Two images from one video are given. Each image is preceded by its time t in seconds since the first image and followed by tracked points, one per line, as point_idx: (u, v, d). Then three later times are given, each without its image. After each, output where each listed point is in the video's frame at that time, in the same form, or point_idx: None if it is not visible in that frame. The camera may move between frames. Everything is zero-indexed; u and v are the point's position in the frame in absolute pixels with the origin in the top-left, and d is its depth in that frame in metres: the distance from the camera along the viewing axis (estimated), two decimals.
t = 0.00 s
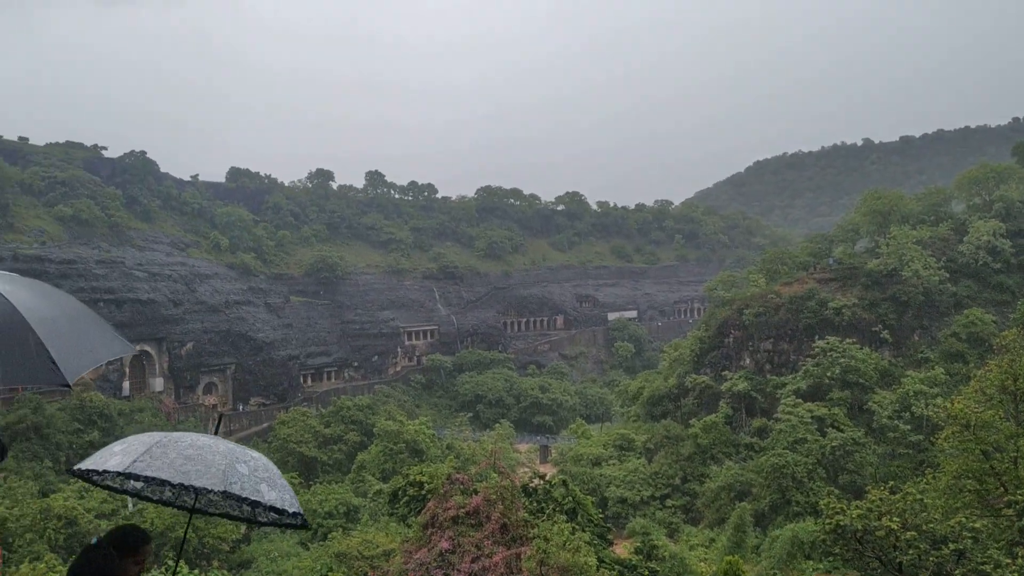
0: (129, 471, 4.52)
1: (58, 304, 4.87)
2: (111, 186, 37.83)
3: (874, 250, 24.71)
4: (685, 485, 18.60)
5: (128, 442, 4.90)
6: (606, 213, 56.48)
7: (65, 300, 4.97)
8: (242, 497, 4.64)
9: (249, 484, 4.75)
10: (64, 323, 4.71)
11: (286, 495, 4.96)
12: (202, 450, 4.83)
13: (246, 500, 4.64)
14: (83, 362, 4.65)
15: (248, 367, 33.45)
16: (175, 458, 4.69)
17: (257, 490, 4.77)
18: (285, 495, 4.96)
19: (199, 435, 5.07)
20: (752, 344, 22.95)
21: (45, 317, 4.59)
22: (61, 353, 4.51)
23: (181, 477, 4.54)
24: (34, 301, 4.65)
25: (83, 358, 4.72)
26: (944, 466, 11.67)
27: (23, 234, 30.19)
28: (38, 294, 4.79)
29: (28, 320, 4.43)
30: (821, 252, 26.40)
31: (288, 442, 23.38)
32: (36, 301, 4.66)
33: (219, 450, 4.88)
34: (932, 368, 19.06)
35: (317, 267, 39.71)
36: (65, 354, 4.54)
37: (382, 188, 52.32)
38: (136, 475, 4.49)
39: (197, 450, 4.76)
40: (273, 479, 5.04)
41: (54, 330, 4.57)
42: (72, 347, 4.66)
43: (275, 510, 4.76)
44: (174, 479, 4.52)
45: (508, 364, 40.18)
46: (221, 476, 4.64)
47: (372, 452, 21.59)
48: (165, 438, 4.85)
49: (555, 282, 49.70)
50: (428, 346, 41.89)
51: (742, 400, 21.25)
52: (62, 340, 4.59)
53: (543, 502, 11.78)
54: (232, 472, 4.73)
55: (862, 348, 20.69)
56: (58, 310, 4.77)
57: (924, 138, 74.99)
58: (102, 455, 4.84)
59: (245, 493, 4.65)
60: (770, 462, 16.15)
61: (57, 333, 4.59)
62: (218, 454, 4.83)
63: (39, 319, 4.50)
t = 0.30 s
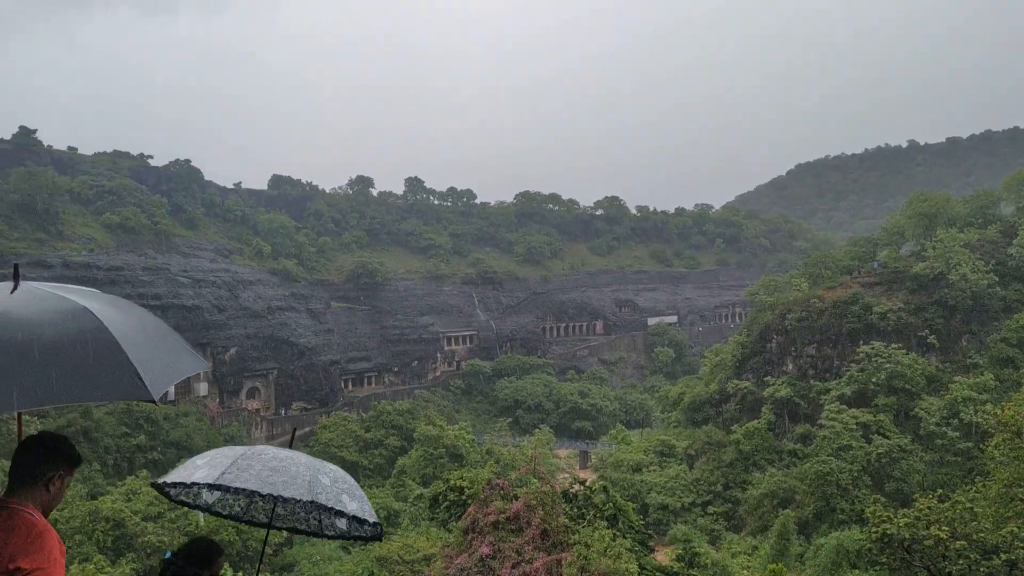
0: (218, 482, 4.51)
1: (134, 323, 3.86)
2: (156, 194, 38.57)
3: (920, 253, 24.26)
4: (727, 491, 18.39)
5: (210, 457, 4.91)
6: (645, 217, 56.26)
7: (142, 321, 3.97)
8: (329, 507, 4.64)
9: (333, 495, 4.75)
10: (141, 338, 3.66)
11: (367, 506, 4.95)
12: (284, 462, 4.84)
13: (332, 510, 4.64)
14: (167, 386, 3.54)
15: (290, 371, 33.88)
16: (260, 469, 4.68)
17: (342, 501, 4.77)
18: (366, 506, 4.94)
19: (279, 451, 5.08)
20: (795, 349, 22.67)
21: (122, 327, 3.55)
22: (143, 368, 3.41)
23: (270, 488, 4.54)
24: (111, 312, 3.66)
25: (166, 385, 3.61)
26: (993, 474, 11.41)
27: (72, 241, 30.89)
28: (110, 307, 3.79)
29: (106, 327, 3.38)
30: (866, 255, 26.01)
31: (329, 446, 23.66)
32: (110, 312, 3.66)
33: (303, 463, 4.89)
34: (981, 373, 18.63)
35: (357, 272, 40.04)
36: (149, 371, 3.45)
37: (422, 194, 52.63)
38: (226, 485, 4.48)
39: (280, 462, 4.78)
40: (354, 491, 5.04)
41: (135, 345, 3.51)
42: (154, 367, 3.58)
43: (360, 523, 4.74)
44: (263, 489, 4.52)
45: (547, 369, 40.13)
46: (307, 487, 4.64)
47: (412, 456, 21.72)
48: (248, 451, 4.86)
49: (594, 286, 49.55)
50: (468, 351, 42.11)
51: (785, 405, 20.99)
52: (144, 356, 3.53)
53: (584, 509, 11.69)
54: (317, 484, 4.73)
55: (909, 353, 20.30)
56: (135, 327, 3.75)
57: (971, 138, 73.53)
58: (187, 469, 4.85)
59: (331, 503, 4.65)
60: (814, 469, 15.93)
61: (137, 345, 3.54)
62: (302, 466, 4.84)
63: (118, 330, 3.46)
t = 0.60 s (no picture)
0: (317, 514, 4.92)
1: (219, 344, 3.68)
2: (210, 202, 39.36)
3: (978, 252, 23.61)
4: (780, 497, 18.12)
5: (301, 492, 5.34)
6: (694, 219, 55.79)
7: (230, 344, 3.79)
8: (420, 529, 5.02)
9: (423, 518, 5.13)
10: (227, 362, 3.50)
11: (453, 525, 5.31)
12: (373, 492, 5.24)
13: (425, 530, 5.01)
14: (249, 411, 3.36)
15: (341, 375, 34.39)
16: (351, 500, 5.10)
17: (431, 523, 5.14)
18: (452, 526, 5.30)
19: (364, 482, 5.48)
20: (848, 352, 22.28)
21: (207, 351, 3.40)
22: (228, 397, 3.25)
23: (366, 516, 4.93)
24: (196, 335, 3.50)
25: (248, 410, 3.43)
26: None
27: (129, 248, 31.67)
28: (196, 329, 3.63)
29: (193, 352, 3.24)
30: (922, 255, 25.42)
31: (380, 450, 23.89)
32: (197, 335, 3.50)
33: (390, 491, 5.30)
34: None
35: (406, 277, 40.33)
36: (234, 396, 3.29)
37: (469, 199, 52.87)
38: (327, 517, 4.88)
39: (369, 491, 5.18)
40: (439, 512, 5.39)
41: (220, 372, 3.36)
42: (237, 392, 3.40)
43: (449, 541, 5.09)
44: (358, 517, 4.91)
45: (596, 372, 39.95)
46: (399, 512, 5.03)
47: (461, 460, 21.80)
48: (337, 485, 5.29)
49: (642, 289, 49.21)
50: (516, 355, 42.17)
51: (839, 409, 20.63)
52: (226, 380, 3.37)
53: (634, 514, 11.55)
54: (407, 509, 5.11)
55: (968, 356, 19.75)
56: (221, 350, 3.59)
57: None
58: (278, 506, 5.28)
59: (423, 525, 5.02)
60: (869, 474, 15.64)
61: (224, 372, 3.38)
62: (389, 494, 5.25)
63: (205, 355, 3.32)
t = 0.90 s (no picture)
0: (412, 521, 4.85)
1: (304, 357, 4.17)
2: (266, 208, 40.14)
3: None
4: (838, 503, 17.82)
5: (391, 495, 5.28)
6: (748, 221, 55.16)
7: (318, 360, 4.30)
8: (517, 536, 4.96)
9: (516, 523, 5.08)
10: (303, 373, 3.95)
11: (544, 531, 5.26)
12: (466, 496, 5.18)
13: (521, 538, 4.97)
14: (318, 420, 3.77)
15: (394, 378, 34.72)
16: (446, 506, 5.04)
17: (524, 529, 5.09)
18: (544, 532, 5.26)
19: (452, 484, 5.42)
20: (908, 356, 21.79)
21: (283, 359, 3.86)
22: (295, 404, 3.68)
23: (462, 522, 4.87)
24: (279, 345, 4.00)
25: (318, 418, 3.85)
26: None
27: (189, 254, 32.45)
28: (286, 342, 4.13)
29: (272, 364, 3.73)
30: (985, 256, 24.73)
31: (433, 452, 24.05)
32: (279, 345, 3.98)
33: (481, 495, 5.23)
34: None
35: (458, 281, 40.57)
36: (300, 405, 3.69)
37: (520, 202, 52.99)
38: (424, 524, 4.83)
39: (463, 496, 5.12)
40: (528, 517, 5.35)
41: (296, 381, 3.81)
42: (308, 399, 3.82)
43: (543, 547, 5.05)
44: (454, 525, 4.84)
45: (649, 376, 39.66)
46: (495, 518, 4.97)
47: (514, 463, 21.86)
48: (429, 489, 5.22)
49: (695, 292, 48.76)
50: (567, 358, 42.06)
51: (899, 414, 20.17)
52: (299, 387, 3.81)
53: (689, 519, 11.49)
54: (501, 515, 5.05)
55: None
56: (301, 362, 4.06)
57: None
58: (368, 511, 5.23)
59: (518, 532, 4.97)
60: (930, 481, 15.27)
61: (296, 380, 3.81)
62: (481, 498, 5.18)
63: (281, 365, 3.79)
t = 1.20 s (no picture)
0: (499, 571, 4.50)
1: (388, 363, 4.49)
2: (321, 210, 40.76)
3: None
4: (898, 507, 17.43)
5: (477, 519, 4.91)
6: (804, 219, 54.31)
7: (402, 369, 4.58)
8: None
9: (607, 560, 4.63)
10: (381, 377, 4.27)
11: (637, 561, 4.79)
12: (554, 527, 4.71)
13: None
14: (394, 421, 4.05)
15: (447, 379, 34.93)
16: (534, 544, 4.61)
17: (615, 565, 4.65)
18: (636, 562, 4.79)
19: (540, 503, 4.98)
20: (972, 357, 21.20)
21: (360, 364, 4.19)
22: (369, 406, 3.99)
23: (550, 568, 4.47)
24: (361, 352, 4.36)
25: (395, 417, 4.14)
26: None
27: (246, 255, 33.08)
28: (371, 350, 4.50)
29: (351, 371, 4.07)
30: None
31: (485, 452, 24.12)
32: (360, 353, 4.34)
33: (569, 524, 4.76)
34: None
35: (510, 281, 40.66)
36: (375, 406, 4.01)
37: (572, 202, 52.94)
38: None
39: (552, 531, 4.65)
40: (619, 544, 4.85)
41: (374, 385, 4.14)
42: (384, 401, 4.13)
43: None
44: (545, 572, 4.47)
45: (703, 376, 39.25)
46: (585, 559, 4.53)
47: (567, 464, 21.82)
48: (514, 519, 4.78)
49: (750, 292, 48.10)
50: (620, 359, 41.84)
51: (962, 417, 19.61)
52: (374, 390, 4.12)
53: (745, 522, 11.36)
54: (591, 552, 4.60)
55: None
56: (384, 368, 4.39)
57: None
58: (452, 546, 4.87)
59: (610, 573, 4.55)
60: (996, 486, 14.84)
61: (372, 383, 4.14)
62: (568, 530, 4.70)
63: (359, 370, 4.13)
